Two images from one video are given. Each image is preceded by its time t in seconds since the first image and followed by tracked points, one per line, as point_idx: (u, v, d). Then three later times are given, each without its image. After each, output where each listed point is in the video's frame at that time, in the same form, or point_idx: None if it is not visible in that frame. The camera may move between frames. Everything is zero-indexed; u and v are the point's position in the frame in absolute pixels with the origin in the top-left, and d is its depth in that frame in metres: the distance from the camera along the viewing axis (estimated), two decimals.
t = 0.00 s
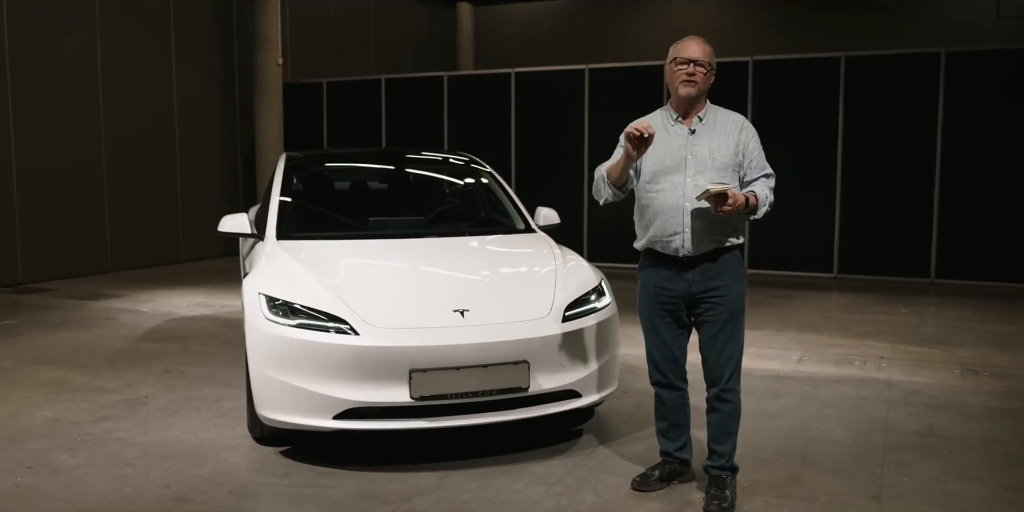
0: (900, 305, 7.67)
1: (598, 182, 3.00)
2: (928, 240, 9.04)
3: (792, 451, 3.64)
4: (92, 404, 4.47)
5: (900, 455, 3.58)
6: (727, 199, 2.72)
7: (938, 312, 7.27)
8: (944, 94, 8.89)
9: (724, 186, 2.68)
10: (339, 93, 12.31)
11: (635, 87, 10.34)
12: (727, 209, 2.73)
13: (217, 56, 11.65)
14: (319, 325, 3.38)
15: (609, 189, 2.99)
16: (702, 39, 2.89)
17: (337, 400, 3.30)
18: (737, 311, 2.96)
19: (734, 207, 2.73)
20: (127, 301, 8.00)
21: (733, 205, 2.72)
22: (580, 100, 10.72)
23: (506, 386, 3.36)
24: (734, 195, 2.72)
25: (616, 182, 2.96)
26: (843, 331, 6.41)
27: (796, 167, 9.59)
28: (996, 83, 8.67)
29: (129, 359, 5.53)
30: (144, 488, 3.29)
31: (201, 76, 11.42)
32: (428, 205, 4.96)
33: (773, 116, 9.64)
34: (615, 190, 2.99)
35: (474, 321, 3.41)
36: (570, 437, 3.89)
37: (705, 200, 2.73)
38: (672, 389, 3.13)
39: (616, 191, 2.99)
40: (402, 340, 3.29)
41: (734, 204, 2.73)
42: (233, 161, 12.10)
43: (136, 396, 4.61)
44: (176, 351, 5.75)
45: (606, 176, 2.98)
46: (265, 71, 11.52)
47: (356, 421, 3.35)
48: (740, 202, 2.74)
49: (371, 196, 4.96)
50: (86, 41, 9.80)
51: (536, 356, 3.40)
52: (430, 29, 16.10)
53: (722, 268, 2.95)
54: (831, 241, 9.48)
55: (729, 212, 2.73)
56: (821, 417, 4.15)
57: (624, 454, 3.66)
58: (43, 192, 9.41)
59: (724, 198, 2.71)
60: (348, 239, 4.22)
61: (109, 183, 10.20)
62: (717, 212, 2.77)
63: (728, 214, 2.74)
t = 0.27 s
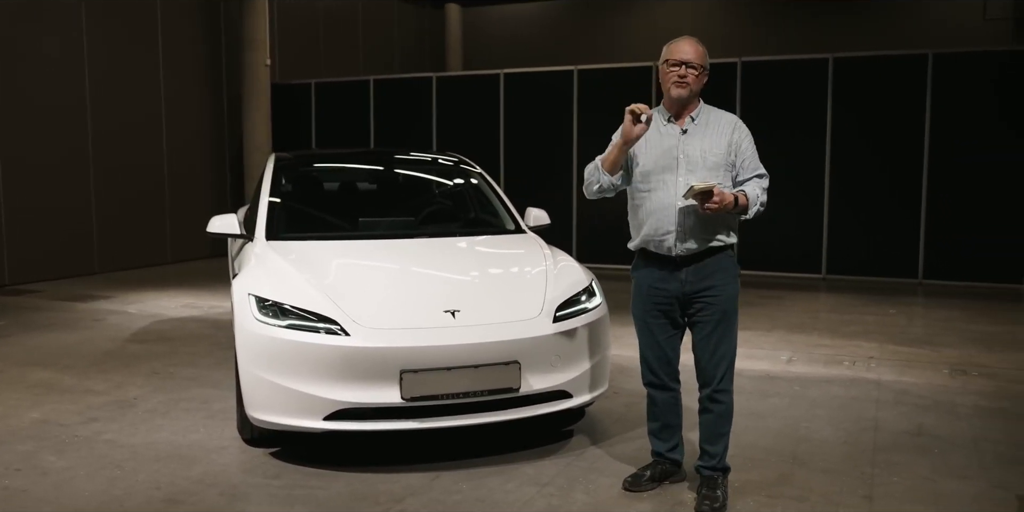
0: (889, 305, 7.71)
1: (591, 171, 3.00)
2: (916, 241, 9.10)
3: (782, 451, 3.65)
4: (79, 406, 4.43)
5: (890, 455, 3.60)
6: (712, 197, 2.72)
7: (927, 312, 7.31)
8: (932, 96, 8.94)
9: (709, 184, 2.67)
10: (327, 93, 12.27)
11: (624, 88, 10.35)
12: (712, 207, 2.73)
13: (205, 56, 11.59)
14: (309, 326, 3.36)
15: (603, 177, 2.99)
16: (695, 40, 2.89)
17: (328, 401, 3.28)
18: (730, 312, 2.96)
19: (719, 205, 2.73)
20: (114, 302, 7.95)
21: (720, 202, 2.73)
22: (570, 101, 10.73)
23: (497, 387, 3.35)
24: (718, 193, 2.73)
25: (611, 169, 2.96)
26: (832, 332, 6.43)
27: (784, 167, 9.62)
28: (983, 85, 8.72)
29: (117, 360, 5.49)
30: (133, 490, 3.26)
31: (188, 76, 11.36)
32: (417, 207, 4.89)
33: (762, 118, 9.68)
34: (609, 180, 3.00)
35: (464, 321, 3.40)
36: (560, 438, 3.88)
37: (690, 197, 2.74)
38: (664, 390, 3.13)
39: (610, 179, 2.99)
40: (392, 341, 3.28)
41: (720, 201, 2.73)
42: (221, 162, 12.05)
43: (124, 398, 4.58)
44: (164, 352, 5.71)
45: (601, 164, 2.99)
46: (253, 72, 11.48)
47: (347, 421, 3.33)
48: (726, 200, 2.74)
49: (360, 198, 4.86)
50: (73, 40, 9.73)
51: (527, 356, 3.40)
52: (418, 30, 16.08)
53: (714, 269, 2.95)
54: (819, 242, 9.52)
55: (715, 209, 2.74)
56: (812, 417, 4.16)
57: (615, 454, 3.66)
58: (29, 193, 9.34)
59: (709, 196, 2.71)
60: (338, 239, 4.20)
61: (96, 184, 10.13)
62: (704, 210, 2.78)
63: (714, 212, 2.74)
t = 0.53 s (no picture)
0: (883, 305, 7.72)
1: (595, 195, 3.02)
2: (910, 241, 9.13)
3: (779, 450, 3.65)
4: (73, 406, 4.41)
5: (887, 454, 3.60)
6: (710, 198, 2.70)
7: (921, 312, 7.33)
8: (925, 96, 8.97)
9: (707, 185, 2.66)
10: (322, 93, 12.24)
11: (618, 88, 10.35)
12: (709, 208, 2.71)
13: (197, 54, 11.54)
14: (305, 325, 3.35)
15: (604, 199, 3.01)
16: (694, 37, 2.89)
17: (323, 400, 3.27)
18: (726, 311, 2.95)
19: (717, 206, 2.72)
20: (107, 303, 7.91)
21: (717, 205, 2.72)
22: (564, 101, 10.73)
23: (493, 386, 3.34)
24: (716, 195, 2.71)
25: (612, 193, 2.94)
26: (827, 332, 6.44)
27: (779, 166, 9.63)
28: (976, 85, 8.75)
29: (111, 360, 5.46)
30: (128, 490, 3.24)
31: (182, 75, 11.32)
32: (414, 208, 4.90)
33: (756, 117, 9.69)
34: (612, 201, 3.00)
35: (461, 321, 3.39)
36: (557, 437, 3.87)
37: (688, 200, 2.73)
38: (662, 387, 3.13)
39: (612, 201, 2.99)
40: (389, 340, 3.27)
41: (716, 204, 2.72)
42: (215, 161, 12.01)
43: (118, 398, 4.56)
44: (158, 352, 5.69)
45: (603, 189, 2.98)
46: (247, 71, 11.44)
47: (343, 421, 3.31)
48: (723, 201, 2.73)
49: (355, 197, 4.89)
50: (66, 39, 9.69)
51: (524, 356, 3.39)
52: (412, 31, 16.06)
53: (710, 269, 2.94)
54: (814, 242, 9.54)
55: (712, 211, 2.72)
56: (808, 416, 4.16)
57: (611, 454, 3.66)
58: (22, 194, 9.29)
59: (707, 198, 2.69)
60: (333, 238, 4.19)
61: (89, 184, 10.09)
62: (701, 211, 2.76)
63: (711, 213, 2.73)
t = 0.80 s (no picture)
0: (884, 306, 7.71)
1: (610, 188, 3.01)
2: (910, 241, 9.13)
3: (780, 450, 3.65)
4: (72, 407, 4.40)
5: (888, 454, 3.59)
6: (703, 202, 2.70)
7: (921, 312, 7.33)
8: (925, 96, 8.97)
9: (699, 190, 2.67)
10: (321, 93, 12.24)
11: (618, 88, 10.35)
12: (703, 212, 2.72)
13: (196, 54, 11.53)
14: (305, 325, 3.33)
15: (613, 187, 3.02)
16: (694, 35, 2.87)
17: (324, 401, 3.26)
18: (724, 311, 2.94)
19: (710, 209, 2.72)
20: (106, 303, 7.90)
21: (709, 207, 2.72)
22: (563, 101, 10.72)
23: (494, 386, 3.33)
24: (709, 198, 2.71)
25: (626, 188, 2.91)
26: (828, 332, 6.43)
27: (779, 165, 9.63)
28: (976, 85, 8.75)
29: (110, 361, 5.45)
30: (128, 491, 3.23)
31: (181, 75, 11.31)
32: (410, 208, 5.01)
33: (755, 117, 9.69)
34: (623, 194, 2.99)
35: (461, 321, 3.39)
36: (558, 438, 3.86)
37: (680, 204, 2.74)
38: (664, 386, 3.12)
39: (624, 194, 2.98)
40: (390, 340, 3.26)
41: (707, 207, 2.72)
42: (214, 161, 12.00)
43: (117, 399, 4.55)
44: (158, 353, 5.68)
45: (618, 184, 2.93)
46: (246, 71, 11.43)
47: (343, 422, 3.31)
48: (716, 204, 2.73)
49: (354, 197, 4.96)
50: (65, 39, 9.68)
51: (525, 356, 3.38)
52: (411, 31, 16.06)
53: (707, 269, 2.93)
54: (814, 241, 9.53)
55: (706, 215, 2.73)
56: (809, 416, 4.16)
57: (612, 454, 3.65)
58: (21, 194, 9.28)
59: (700, 202, 2.70)
60: (333, 239, 4.18)
61: (88, 184, 10.07)
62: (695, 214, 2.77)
63: (704, 216, 2.73)
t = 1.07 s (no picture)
0: (886, 306, 7.70)
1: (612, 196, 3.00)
2: (912, 241, 9.12)
3: (783, 451, 3.64)
4: (74, 407, 4.39)
5: (891, 454, 3.59)
6: (709, 213, 2.69)
7: (923, 312, 7.33)
8: (926, 96, 8.96)
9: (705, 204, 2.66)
10: (322, 94, 12.23)
11: (619, 88, 10.34)
12: (709, 222, 2.71)
13: (197, 55, 11.53)
14: (307, 326, 3.33)
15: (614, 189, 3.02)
16: (699, 35, 2.87)
17: (327, 402, 3.25)
18: (726, 312, 2.94)
19: (717, 219, 2.71)
20: (107, 304, 7.90)
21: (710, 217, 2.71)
22: (565, 101, 10.71)
23: (497, 387, 3.33)
24: (715, 208, 2.70)
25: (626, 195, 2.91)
26: (830, 332, 6.42)
27: (780, 165, 9.62)
28: (978, 85, 8.74)
29: (111, 362, 5.45)
30: (130, 493, 3.23)
31: (182, 76, 11.30)
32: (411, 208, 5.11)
33: (757, 117, 9.68)
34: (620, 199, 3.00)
35: (464, 322, 3.38)
36: (560, 439, 3.86)
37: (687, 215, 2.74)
38: (665, 388, 3.12)
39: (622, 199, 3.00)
40: (392, 341, 3.25)
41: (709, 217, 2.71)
42: (215, 162, 12.00)
43: (119, 400, 4.54)
44: (159, 354, 5.67)
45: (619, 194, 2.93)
46: (247, 71, 11.42)
47: (346, 423, 3.30)
48: (722, 213, 2.72)
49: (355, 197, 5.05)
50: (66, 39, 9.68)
51: (527, 357, 3.37)
52: (412, 32, 16.06)
53: (709, 270, 2.92)
54: (816, 241, 9.52)
55: (712, 224, 2.72)
56: (812, 417, 4.15)
57: (615, 455, 3.64)
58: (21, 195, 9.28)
59: (707, 214, 2.69)
60: (335, 239, 4.17)
61: (89, 185, 10.07)
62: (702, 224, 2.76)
63: (710, 226, 2.72)
